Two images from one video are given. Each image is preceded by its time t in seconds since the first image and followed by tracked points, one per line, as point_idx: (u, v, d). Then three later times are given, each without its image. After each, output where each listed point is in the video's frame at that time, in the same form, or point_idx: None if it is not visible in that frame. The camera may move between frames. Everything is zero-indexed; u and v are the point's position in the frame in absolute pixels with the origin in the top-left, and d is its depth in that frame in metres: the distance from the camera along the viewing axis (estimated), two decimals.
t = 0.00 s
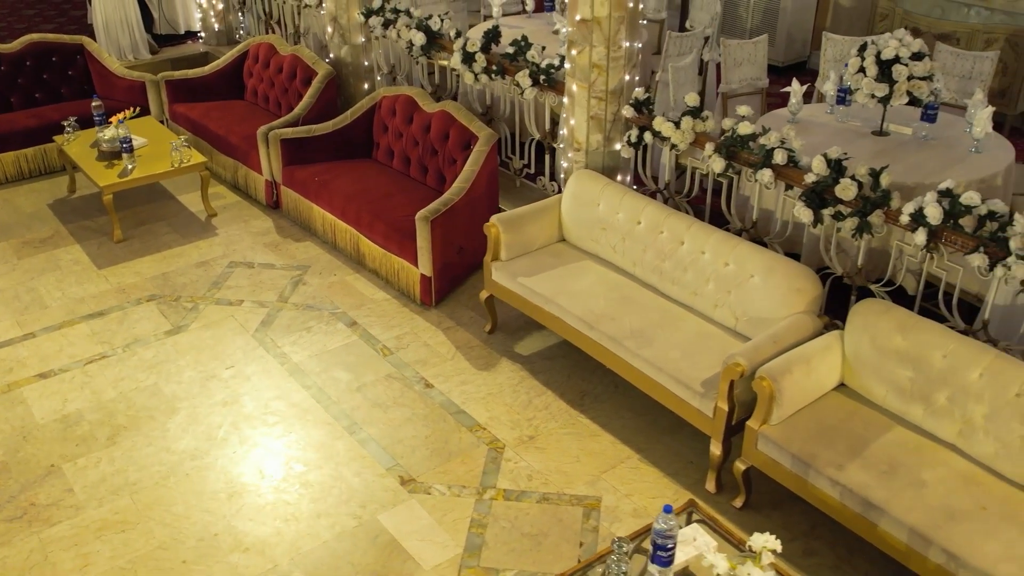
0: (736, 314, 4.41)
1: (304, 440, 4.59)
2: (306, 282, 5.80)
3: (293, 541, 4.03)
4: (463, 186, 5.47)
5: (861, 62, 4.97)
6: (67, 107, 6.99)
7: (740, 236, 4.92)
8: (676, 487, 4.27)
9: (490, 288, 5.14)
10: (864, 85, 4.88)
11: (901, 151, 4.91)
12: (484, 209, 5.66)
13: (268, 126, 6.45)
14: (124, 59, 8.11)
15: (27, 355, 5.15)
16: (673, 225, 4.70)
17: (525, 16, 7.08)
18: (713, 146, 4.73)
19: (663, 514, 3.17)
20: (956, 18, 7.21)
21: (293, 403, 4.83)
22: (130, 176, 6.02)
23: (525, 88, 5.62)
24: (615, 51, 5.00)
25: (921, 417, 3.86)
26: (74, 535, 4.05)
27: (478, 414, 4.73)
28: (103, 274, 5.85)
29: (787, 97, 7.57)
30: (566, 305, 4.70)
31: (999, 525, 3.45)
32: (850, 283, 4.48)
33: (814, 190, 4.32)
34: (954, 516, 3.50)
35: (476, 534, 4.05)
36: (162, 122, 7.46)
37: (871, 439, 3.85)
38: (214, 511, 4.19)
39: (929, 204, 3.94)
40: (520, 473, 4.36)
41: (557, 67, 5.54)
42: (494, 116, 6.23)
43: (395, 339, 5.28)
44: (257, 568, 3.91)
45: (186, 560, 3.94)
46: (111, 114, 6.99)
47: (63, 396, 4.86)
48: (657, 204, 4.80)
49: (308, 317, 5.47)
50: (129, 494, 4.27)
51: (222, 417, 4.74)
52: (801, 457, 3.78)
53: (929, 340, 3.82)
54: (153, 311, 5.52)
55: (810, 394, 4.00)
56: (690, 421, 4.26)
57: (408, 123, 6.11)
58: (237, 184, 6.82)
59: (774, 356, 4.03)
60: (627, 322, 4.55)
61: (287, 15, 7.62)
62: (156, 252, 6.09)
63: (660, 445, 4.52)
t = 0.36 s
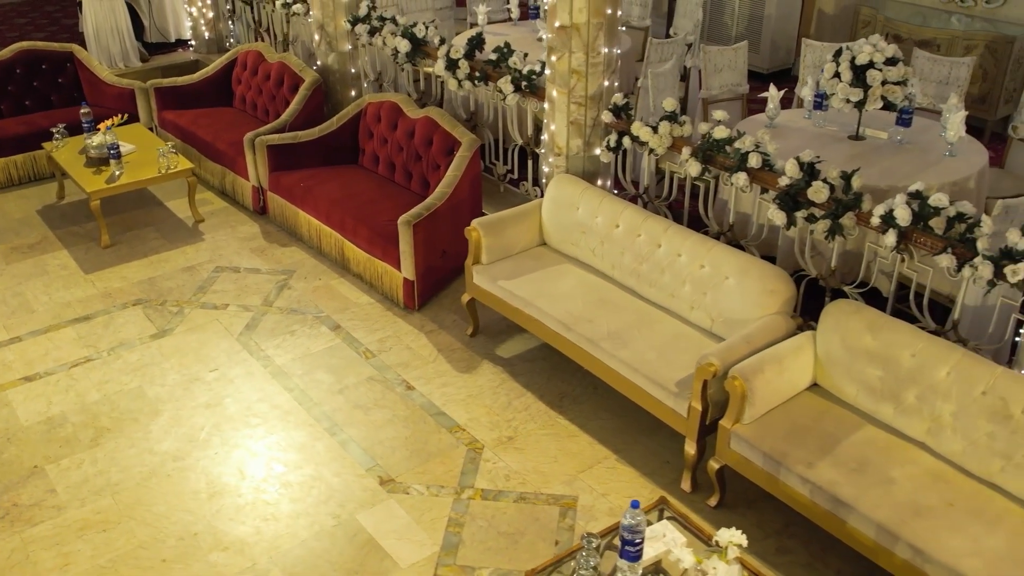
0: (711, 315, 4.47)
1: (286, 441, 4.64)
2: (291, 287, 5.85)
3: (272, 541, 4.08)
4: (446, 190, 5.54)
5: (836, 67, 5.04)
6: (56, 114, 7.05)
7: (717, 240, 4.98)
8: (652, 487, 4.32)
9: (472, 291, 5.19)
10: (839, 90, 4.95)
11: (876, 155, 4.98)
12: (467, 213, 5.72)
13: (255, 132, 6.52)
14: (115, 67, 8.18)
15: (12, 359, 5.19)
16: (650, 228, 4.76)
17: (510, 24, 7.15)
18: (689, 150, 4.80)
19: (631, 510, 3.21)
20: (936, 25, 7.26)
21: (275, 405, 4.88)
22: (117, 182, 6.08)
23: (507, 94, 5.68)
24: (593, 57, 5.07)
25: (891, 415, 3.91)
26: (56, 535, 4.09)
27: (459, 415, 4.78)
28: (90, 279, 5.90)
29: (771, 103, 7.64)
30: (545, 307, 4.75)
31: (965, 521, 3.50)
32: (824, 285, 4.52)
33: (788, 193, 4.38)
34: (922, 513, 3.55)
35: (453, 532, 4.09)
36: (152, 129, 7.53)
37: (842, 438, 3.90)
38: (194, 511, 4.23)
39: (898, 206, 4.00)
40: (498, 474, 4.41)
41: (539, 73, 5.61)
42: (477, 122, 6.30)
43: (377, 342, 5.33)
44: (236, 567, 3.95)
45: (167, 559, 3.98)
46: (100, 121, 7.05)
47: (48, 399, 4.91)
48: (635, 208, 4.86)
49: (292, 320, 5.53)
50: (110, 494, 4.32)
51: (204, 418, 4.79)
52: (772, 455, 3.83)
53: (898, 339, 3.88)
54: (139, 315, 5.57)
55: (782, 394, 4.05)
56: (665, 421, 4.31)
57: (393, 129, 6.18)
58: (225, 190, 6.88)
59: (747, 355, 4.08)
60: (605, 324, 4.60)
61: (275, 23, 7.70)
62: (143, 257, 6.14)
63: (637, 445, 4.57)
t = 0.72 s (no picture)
0: (686, 317, 4.52)
1: (266, 443, 4.69)
2: (276, 292, 5.91)
3: (250, 541, 4.12)
4: (428, 196, 5.60)
5: (811, 73, 5.11)
6: (45, 122, 7.12)
7: (693, 243, 5.04)
8: (627, 487, 4.37)
9: (452, 295, 5.25)
10: (814, 96, 5.02)
11: (850, 160, 5.05)
12: (449, 219, 5.78)
13: (241, 139, 6.58)
14: (105, 76, 8.26)
15: None
16: (627, 232, 4.83)
17: (495, 32, 7.23)
18: (666, 155, 4.87)
19: (598, 506, 3.27)
20: (917, 32, 7.36)
21: (256, 408, 4.93)
22: (104, 188, 6.14)
23: (489, 101, 5.74)
24: (572, 64, 5.15)
25: (860, 415, 3.96)
26: (36, 535, 4.14)
27: (438, 417, 4.83)
28: (77, 285, 5.96)
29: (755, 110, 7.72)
30: (523, 310, 4.81)
31: (931, 518, 3.55)
32: (797, 288, 4.58)
33: (761, 197, 4.44)
34: (888, 510, 3.60)
35: (429, 532, 4.14)
36: (141, 137, 7.60)
37: (811, 437, 3.95)
38: (174, 511, 4.28)
39: (867, 209, 4.07)
40: (475, 474, 4.46)
41: (520, 79, 5.67)
42: (461, 129, 6.37)
43: (359, 346, 5.39)
44: (214, 566, 4.00)
45: (145, 558, 4.03)
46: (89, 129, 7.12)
47: (32, 402, 4.96)
48: (612, 212, 4.93)
49: (276, 324, 5.58)
50: (92, 495, 4.37)
51: (187, 420, 4.84)
52: (743, 454, 3.88)
53: (866, 340, 3.93)
54: (124, 320, 5.63)
55: (753, 395, 4.11)
56: (640, 422, 4.36)
57: (377, 136, 6.25)
58: (212, 197, 6.95)
59: (719, 356, 4.14)
60: (582, 327, 4.66)
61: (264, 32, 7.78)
62: (129, 262, 6.20)
63: (614, 446, 4.62)
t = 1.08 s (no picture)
0: (661, 319, 4.59)
1: (246, 444, 4.74)
2: (260, 295, 5.97)
3: (228, 539, 4.18)
4: (410, 200, 5.67)
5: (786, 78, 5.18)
6: (34, 128, 7.19)
7: (670, 246, 5.10)
8: (601, 485, 4.42)
9: (432, 298, 5.31)
10: (788, 100, 5.09)
11: (824, 164, 5.12)
12: (431, 223, 5.85)
13: (227, 145, 6.65)
14: (96, 83, 8.33)
15: None
16: (603, 235, 4.89)
17: (479, 39, 7.31)
18: (641, 159, 4.94)
19: (563, 501, 3.32)
20: (897, 38, 7.45)
21: (238, 409, 4.99)
22: (91, 194, 6.21)
23: (470, 106, 5.82)
24: (550, 69, 5.22)
25: (828, 413, 4.02)
26: (17, 533, 4.19)
27: (417, 418, 4.89)
28: (63, 289, 6.02)
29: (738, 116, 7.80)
30: (501, 312, 4.87)
31: (895, 514, 3.61)
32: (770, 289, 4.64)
33: (733, 200, 4.50)
34: (854, 506, 3.65)
35: (405, 530, 4.20)
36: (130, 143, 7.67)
37: (780, 435, 4.00)
38: (153, 510, 4.33)
39: (835, 210, 4.15)
40: (451, 474, 4.52)
41: (500, 85, 5.75)
42: (444, 134, 6.44)
43: (341, 349, 5.44)
44: (192, 563, 4.05)
45: (124, 556, 4.08)
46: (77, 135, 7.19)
47: (16, 404, 5.01)
48: (589, 215, 4.99)
49: (259, 328, 5.64)
50: (72, 494, 4.42)
51: (168, 421, 4.90)
52: (712, 452, 3.94)
53: (834, 339, 4.00)
54: (108, 323, 5.69)
55: (724, 394, 4.17)
56: (614, 422, 4.42)
57: (361, 141, 6.32)
58: (199, 202, 7.02)
59: (690, 356, 4.20)
60: (558, 328, 4.72)
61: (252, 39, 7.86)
62: (116, 267, 6.26)
63: (589, 446, 4.67)
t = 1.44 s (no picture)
0: (638, 317, 4.64)
1: (229, 441, 4.79)
2: (245, 296, 6.03)
3: (209, 534, 4.23)
4: (393, 201, 5.73)
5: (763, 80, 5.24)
6: (24, 131, 7.26)
7: (649, 246, 5.16)
8: (579, 481, 4.47)
9: (415, 297, 5.37)
10: (765, 102, 5.15)
11: (802, 164, 5.18)
12: (415, 224, 5.90)
13: (215, 147, 6.71)
14: (86, 87, 8.40)
15: None
16: (582, 235, 4.95)
17: (466, 42, 7.37)
18: (620, 159, 5.00)
19: (534, 493, 3.38)
20: (879, 40, 7.52)
21: (221, 407, 5.04)
22: (79, 196, 6.26)
23: (453, 108, 5.88)
24: (531, 71, 5.28)
25: (800, 409, 4.07)
26: None
27: (398, 416, 4.94)
28: (50, 289, 6.08)
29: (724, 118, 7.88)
30: (481, 310, 4.93)
31: (863, 507, 3.66)
32: (746, 287, 4.70)
33: (709, 199, 4.57)
34: (823, 499, 3.70)
35: (383, 525, 4.26)
36: (119, 146, 7.73)
37: (753, 431, 4.06)
38: (135, 507, 4.38)
39: (807, 209, 4.20)
40: (431, 470, 4.57)
41: (483, 87, 5.82)
42: (429, 136, 6.50)
43: (325, 348, 5.50)
44: (172, 558, 4.10)
45: (105, 551, 4.13)
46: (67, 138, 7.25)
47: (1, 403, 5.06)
48: (569, 215, 5.05)
49: (244, 327, 5.69)
50: (55, 491, 4.47)
51: (153, 419, 4.95)
52: (685, 447, 3.99)
53: (805, 336, 4.05)
54: (95, 323, 5.74)
55: (698, 391, 4.22)
56: (591, 419, 4.47)
57: (347, 143, 6.38)
58: (187, 204, 7.08)
59: (664, 353, 4.25)
60: (537, 327, 4.78)
61: (241, 42, 7.93)
62: (103, 268, 6.32)
63: (568, 443, 4.72)
